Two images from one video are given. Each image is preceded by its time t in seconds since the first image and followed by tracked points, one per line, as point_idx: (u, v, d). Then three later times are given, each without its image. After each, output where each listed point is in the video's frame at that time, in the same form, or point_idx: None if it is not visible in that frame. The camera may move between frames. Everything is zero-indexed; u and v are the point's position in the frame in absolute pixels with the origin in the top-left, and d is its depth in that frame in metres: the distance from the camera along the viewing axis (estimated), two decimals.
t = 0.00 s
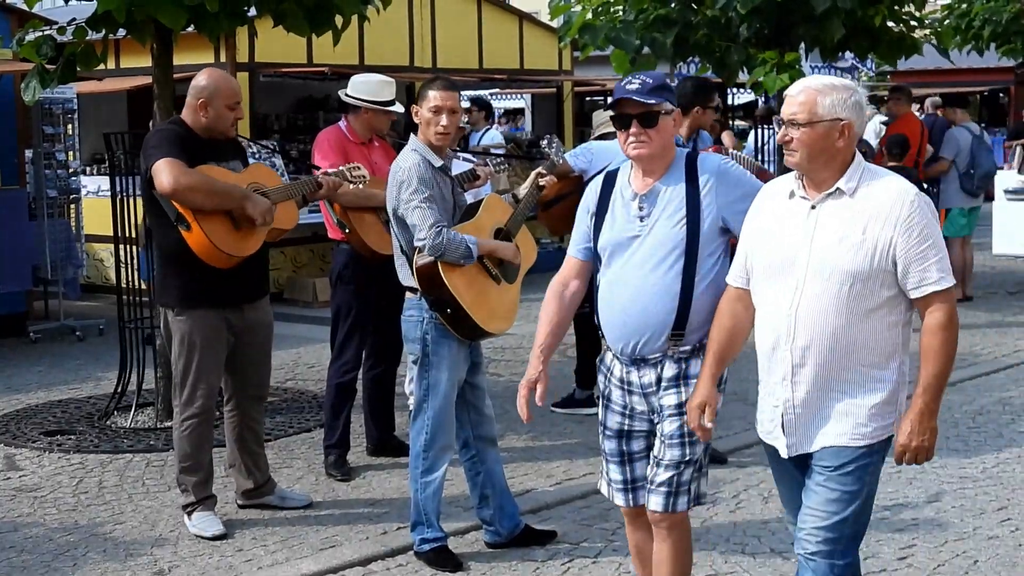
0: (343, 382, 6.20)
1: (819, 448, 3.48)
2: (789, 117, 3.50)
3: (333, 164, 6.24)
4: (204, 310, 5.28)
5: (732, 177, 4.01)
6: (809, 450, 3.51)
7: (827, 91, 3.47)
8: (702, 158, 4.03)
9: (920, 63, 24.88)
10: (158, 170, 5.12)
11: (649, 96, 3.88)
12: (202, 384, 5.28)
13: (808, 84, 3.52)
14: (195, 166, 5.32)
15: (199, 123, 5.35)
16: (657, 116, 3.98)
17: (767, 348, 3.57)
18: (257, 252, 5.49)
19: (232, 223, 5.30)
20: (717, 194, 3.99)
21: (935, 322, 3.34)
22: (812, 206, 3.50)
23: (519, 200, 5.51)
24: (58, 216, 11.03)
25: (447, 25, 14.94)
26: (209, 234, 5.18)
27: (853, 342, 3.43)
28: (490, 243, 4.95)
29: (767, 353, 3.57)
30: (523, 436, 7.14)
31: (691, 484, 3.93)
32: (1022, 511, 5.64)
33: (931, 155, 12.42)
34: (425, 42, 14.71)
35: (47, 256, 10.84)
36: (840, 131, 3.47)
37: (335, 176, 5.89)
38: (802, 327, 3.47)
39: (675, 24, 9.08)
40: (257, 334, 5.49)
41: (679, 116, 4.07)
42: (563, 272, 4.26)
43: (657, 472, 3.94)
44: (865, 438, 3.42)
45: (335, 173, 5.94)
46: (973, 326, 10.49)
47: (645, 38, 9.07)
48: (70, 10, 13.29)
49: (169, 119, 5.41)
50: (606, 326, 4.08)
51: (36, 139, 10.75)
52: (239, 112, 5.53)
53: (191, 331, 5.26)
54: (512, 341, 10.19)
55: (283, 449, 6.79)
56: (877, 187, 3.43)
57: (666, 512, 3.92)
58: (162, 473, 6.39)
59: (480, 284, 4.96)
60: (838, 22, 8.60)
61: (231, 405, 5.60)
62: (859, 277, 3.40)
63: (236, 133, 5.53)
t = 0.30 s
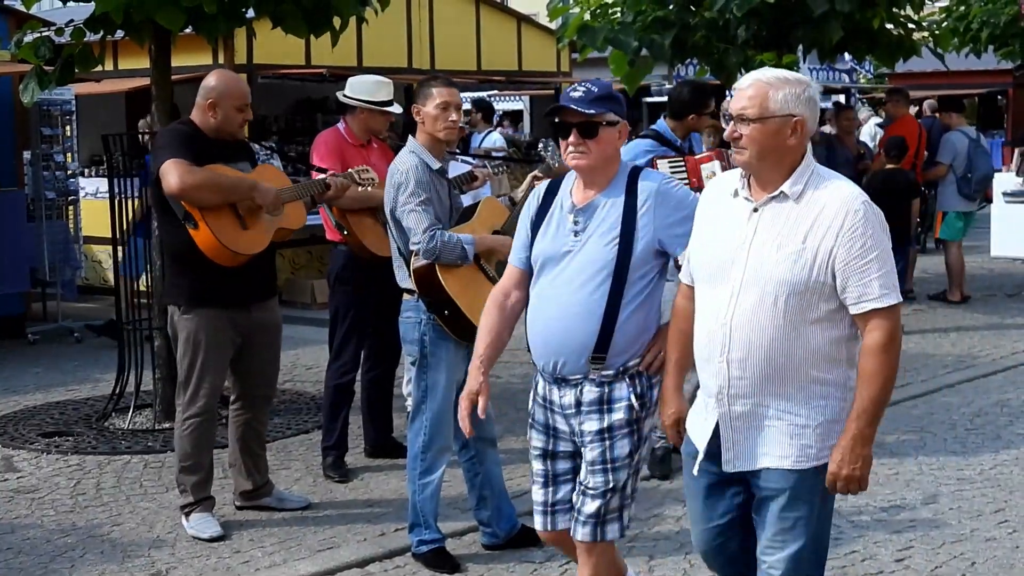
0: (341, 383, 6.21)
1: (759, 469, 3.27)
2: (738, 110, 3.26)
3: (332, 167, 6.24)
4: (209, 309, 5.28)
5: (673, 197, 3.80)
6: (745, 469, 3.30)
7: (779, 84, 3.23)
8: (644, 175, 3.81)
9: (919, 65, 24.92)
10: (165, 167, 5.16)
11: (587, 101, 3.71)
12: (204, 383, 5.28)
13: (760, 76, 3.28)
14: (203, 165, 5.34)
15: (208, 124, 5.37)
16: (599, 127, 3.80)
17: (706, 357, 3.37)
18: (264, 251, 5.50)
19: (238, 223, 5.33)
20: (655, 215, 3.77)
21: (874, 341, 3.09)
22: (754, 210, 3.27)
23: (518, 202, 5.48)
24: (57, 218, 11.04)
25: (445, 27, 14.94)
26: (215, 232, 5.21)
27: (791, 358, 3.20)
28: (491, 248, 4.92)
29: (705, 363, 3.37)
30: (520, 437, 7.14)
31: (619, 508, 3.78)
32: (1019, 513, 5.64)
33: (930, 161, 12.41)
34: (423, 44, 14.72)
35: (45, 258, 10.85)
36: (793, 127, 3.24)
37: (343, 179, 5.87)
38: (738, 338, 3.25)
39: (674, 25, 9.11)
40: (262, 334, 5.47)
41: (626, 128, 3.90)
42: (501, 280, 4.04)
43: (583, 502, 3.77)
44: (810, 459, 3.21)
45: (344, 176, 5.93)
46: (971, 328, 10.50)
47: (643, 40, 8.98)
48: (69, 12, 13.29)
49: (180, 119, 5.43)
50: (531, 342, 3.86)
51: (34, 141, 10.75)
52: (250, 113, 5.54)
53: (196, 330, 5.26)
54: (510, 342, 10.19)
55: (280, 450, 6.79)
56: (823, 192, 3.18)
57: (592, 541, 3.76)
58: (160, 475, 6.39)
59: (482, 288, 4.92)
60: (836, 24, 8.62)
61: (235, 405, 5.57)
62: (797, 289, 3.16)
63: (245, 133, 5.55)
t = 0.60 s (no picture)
0: (340, 384, 6.19)
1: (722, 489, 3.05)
2: (682, 113, 3.09)
3: (332, 167, 6.24)
4: (213, 307, 5.28)
5: (612, 194, 3.76)
6: (702, 491, 3.07)
7: (725, 84, 3.06)
8: (585, 170, 3.79)
9: (919, 68, 24.96)
10: (171, 166, 5.20)
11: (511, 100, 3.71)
12: (208, 381, 5.26)
13: (703, 77, 3.11)
14: (210, 165, 5.36)
15: (216, 124, 5.39)
16: (532, 123, 3.81)
17: (654, 376, 3.15)
18: (269, 251, 5.48)
19: (241, 223, 5.35)
20: (595, 212, 3.74)
21: (817, 343, 2.89)
22: (701, 216, 3.07)
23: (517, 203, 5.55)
24: (56, 218, 11.03)
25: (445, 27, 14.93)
26: (218, 231, 5.23)
27: (742, 372, 3.00)
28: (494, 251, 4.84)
29: (654, 381, 3.15)
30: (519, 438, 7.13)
31: (586, 522, 3.75)
32: (1018, 516, 5.64)
33: (930, 163, 12.40)
34: (423, 44, 14.72)
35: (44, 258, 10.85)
36: (739, 129, 3.07)
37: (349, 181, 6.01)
38: (689, 352, 3.04)
39: (674, 27, 9.13)
40: (266, 334, 5.45)
41: (566, 122, 3.87)
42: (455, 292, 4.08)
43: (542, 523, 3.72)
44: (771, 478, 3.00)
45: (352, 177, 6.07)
46: (970, 331, 10.50)
47: (643, 41, 9.09)
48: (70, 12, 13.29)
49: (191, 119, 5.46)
50: (470, 344, 3.83)
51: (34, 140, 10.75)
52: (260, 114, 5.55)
53: (199, 329, 5.26)
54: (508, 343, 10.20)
55: (279, 450, 6.79)
56: (772, 197, 3.01)
57: (565, 559, 3.73)
58: (159, 475, 6.39)
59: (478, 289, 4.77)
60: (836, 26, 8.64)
61: (240, 404, 5.56)
62: (748, 298, 2.97)
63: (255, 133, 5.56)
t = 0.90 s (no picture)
0: (338, 384, 6.18)
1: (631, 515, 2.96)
2: (576, 120, 3.05)
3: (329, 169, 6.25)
4: (215, 308, 5.28)
5: (506, 196, 3.79)
6: (616, 518, 2.97)
7: (617, 88, 3.04)
8: (480, 172, 3.82)
9: (920, 70, 24.97)
10: (174, 166, 5.21)
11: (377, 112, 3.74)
12: (209, 382, 5.26)
13: (595, 81, 3.08)
14: (214, 165, 5.36)
15: (221, 126, 5.41)
16: (408, 128, 3.85)
17: (559, 397, 3.07)
18: (272, 250, 5.48)
19: (245, 222, 5.33)
20: (491, 215, 3.77)
21: (742, 363, 2.88)
22: (602, 229, 3.01)
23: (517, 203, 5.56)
24: (56, 220, 11.04)
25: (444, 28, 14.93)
26: (220, 231, 5.23)
27: (653, 390, 2.93)
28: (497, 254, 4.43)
29: (561, 403, 3.07)
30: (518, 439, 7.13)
31: (489, 544, 3.78)
32: (1018, 517, 5.64)
33: (929, 162, 12.40)
34: (422, 46, 14.71)
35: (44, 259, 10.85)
36: (636, 133, 3.04)
37: (354, 183, 5.93)
38: (598, 369, 2.96)
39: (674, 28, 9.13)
40: (268, 334, 5.44)
41: (450, 126, 3.85)
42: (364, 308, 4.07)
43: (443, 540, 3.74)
44: (687, 498, 2.93)
45: (355, 180, 5.98)
46: (970, 332, 10.50)
47: (643, 42, 9.64)
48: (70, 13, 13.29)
49: (195, 120, 5.47)
50: (376, 358, 3.84)
51: (33, 142, 10.75)
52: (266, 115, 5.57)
53: (202, 330, 5.26)
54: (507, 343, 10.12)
55: (278, 452, 6.79)
56: (674, 203, 2.97)
57: None
58: (158, 476, 6.38)
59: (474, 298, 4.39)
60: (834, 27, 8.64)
61: (242, 405, 5.55)
62: (657, 308, 2.92)
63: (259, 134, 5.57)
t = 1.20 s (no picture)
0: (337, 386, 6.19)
1: (531, 537, 2.87)
2: (506, 117, 2.91)
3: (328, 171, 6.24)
4: (215, 309, 5.26)
5: (431, 193, 3.70)
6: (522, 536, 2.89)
7: (550, 86, 2.90)
8: (408, 169, 3.74)
9: (918, 72, 25.01)
10: (175, 169, 5.26)
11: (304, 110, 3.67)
12: (209, 383, 5.24)
13: (528, 77, 2.94)
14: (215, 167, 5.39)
15: (223, 128, 5.41)
16: (339, 123, 3.77)
17: (471, 405, 2.99)
18: (273, 251, 5.50)
19: (244, 223, 5.36)
20: (414, 213, 3.69)
21: (675, 377, 2.80)
22: (525, 231, 2.92)
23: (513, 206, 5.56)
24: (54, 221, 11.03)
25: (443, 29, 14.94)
26: (219, 232, 5.26)
27: (569, 403, 2.84)
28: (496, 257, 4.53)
29: (472, 411, 2.98)
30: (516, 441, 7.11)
31: (377, 545, 3.59)
32: (1016, 518, 5.64)
33: (930, 167, 12.43)
34: (421, 47, 14.71)
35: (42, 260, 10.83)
36: (568, 132, 2.93)
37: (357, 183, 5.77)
38: (509, 379, 2.87)
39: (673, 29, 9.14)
40: (269, 336, 5.41)
41: (378, 122, 3.75)
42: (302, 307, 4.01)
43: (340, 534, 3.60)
44: (592, 520, 2.82)
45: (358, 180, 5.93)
46: (969, 333, 10.51)
47: (642, 43, 9.76)
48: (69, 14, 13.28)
49: (195, 122, 5.47)
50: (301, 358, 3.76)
51: (32, 143, 10.74)
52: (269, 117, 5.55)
53: (202, 331, 5.24)
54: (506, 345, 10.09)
55: (276, 453, 6.78)
56: (599, 211, 2.87)
57: None
58: (156, 477, 6.37)
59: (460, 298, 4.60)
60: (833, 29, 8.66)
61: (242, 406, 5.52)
62: (574, 319, 2.82)
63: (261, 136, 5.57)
